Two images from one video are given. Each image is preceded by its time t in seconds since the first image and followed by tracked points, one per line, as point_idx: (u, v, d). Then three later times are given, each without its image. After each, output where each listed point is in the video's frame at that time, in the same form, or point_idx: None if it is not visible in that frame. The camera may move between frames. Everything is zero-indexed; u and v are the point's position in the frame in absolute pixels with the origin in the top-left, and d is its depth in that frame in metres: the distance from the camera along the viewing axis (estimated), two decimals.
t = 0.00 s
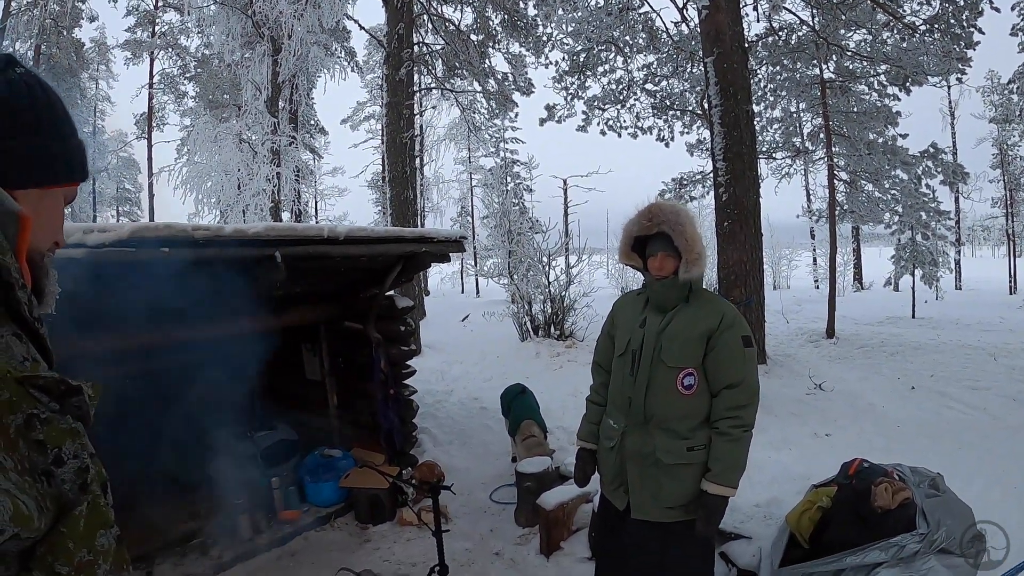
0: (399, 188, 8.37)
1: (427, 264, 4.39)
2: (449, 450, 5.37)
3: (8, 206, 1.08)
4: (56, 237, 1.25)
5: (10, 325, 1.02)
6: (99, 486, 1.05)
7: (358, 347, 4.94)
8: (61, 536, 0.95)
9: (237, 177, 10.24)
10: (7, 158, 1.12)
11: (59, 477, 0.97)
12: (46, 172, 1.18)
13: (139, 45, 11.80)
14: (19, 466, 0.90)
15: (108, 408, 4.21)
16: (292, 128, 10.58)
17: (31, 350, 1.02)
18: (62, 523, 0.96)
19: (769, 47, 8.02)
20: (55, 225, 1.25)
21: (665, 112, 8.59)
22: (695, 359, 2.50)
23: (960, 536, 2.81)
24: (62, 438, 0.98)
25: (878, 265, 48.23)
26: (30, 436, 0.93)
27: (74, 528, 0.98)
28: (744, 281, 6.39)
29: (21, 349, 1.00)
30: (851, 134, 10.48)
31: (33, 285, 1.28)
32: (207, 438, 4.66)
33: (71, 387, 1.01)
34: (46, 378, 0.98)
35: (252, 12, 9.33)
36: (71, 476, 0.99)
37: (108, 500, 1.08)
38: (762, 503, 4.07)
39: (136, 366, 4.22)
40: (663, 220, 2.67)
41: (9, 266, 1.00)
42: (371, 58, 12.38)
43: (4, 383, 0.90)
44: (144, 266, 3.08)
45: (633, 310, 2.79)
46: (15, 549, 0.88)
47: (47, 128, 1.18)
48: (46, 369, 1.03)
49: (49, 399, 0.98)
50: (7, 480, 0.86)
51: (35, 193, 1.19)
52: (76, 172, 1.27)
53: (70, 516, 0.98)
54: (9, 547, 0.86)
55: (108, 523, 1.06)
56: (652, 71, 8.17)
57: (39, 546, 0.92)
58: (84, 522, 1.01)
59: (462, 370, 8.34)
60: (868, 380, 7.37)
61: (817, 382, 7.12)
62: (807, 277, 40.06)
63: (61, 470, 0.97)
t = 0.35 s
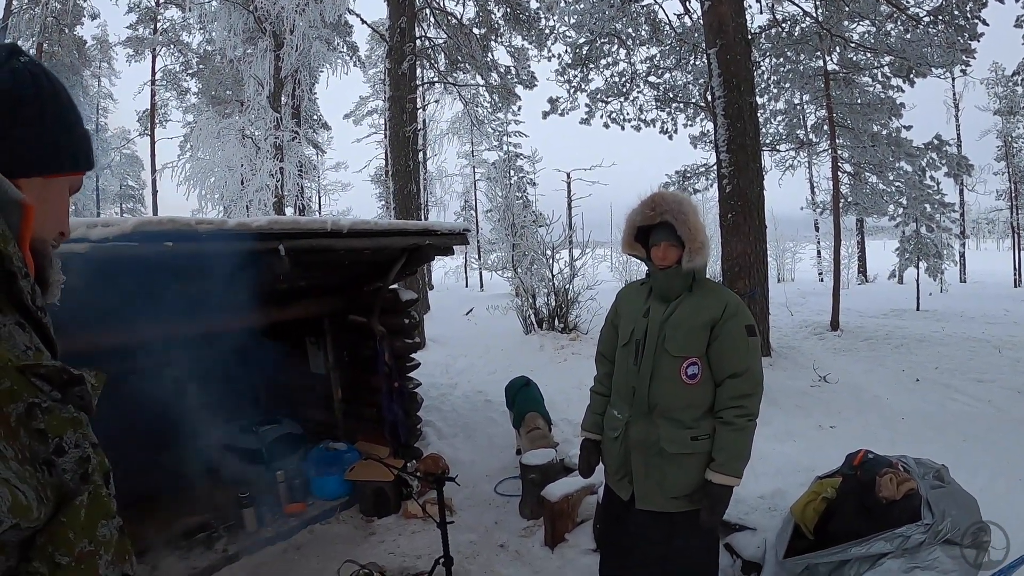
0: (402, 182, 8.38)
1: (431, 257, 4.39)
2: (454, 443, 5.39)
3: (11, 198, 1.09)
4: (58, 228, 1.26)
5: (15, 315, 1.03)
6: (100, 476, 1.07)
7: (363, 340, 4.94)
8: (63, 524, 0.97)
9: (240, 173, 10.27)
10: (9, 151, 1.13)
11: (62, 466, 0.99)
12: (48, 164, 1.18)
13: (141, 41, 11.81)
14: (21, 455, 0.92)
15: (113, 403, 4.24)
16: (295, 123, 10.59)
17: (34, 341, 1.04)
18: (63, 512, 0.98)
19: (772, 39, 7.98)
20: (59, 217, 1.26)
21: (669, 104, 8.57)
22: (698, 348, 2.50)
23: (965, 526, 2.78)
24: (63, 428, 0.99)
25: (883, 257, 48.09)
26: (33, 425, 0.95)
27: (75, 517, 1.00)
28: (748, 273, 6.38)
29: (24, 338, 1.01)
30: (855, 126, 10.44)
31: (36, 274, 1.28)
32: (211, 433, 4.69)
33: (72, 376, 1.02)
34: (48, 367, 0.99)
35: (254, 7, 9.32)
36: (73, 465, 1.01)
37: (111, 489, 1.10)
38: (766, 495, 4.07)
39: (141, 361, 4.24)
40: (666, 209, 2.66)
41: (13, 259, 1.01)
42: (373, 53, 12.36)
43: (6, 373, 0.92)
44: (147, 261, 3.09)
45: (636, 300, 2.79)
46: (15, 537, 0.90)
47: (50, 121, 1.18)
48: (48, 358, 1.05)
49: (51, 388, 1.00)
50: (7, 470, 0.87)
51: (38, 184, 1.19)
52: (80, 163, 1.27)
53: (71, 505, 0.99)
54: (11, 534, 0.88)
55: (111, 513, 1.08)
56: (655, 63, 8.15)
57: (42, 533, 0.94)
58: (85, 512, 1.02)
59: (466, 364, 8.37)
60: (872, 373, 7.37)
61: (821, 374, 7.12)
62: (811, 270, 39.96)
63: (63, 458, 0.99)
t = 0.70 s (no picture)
0: (407, 177, 8.39)
1: (435, 252, 4.38)
2: (457, 438, 5.40)
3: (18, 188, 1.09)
4: (69, 220, 1.26)
5: (21, 305, 1.03)
6: (106, 469, 1.08)
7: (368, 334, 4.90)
8: (70, 514, 0.98)
9: (246, 167, 10.28)
10: (15, 143, 1.14)
11: (68, 457, 0.99)
12: (55, 155, 1.18)
13: (146, 36, 11.81)
14: (26, 444, 0.92)
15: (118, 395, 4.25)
16: (300, 118, 10.60)
17: (40, 331, 1.04)
18: (67, 503, 0.98)
19: (779, 36, 7.96)
20: (69, 209, 1.26)
21: (674, 100, 8.55)
22: (703, 344, 2.50)
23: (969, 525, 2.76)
24: (69, 419, 1.00)
25: (888, 256, 47.94)
26: (41, 413, 0.95)
27: (80, 508, 1.00)
28: (753, 270, 6.37)
29: (29, 327, 1.01)
30: (861, 124, 10.40)
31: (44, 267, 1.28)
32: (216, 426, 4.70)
33: (77, 367, 1.03)
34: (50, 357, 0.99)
35: (260, 2, 9.32)
36: (78, 456, 1.01)
37: (116, 481, 1.10)
38: (770, 492, 4.07)
39: (146, 354, 4.25)
40: (672, 205, 2.66)
41: (19, 248, 1.01)
42: (378, 48, 12.36)
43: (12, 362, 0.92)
44: (153, 254, 3.09)
45: (642, 295, 2.79)
46: (19, 529, 0.90)
47: (57, 113, 1.18)
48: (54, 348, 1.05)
49: (56, 379, 1.00)
50: (13, 460, 0.88)
51: (45, 175, 1.20)
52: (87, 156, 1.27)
53: (77, 495, 1.00)
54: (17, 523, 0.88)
55: (116, 504, 1.08)
56: (661, 59, 8.13)
57: (56, 518, 0.96)
58: (90, 503, 1.03)
59: (471, 359, 8.38)
60: (877, 371, 7.35)
61: (825, 372, 7.11)
62: (816, 268, 39.86)
63: (71, 448, 1.00)
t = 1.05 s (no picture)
0: (409, 176, 8.39)
1: (437, 252, 4.39)
2: (459, 438, 5.41)
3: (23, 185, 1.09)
4: (77, 219, 1.26)
5: (29, 303, 1.04)
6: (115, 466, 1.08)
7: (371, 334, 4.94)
8: (77, 511, 0.98)
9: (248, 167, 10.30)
10: (20, 139, 1.14)
11: (76, 454, 1.00)
12: (61, 152, 1.19)
13: (148, 36, 11.82)
14: (34, 441, 0.93)
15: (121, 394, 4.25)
16: (302, 118, 10.62)
17: (49, 328, 1.05)
18: (74, 500, 0.99)
19: (780, 37, 7.96)
20: (76, 209, 1.26)
21: (676, 101, 8.55)
22: (706, 343, 2.50)
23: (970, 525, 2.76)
24: (76, 416, 1.00)
25: (889, 256, 47.88)
26: (50, 410, 0.96)
27: (87, 505, 1.00)
28: (754, 270, 6.37)
29: (36, 325, 1.02)
30: (863, 124, 10.40)
31: (50, 265, 1.28)
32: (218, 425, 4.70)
33: (86, 365, 1.03)
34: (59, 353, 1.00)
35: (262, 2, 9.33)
36: (85, 454, 1.01)
37: (124, 479, 1.11)
38: (771, 492, 4.07)
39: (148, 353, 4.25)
40: (675, 205, 2.66)
41: (25, 246, 1.02)
42: (380, 48, 12.37)
43: (20, 359, 0.93)
44: (157, 253, 3.09)
45: (645, 295, 2.79)
46: (25, 526, 0.90)
47: (65, 112, 1.19)
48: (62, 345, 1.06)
49: (64, 376, 1.00)
50: (19, 457, 0.88)
51: (51, 173, 1.20)
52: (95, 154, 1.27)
53: (84, 492, 1.00)
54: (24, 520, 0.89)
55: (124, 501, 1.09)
56: (663, 60, 8.13)
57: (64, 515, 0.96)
58: (96, 501, 1.03)
59: (472, 359, 8.39)
60: (878, 372, 7.35)
61: (826, 373, 7.11)
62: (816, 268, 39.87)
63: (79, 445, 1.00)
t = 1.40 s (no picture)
0: (414, 175, 8.42)
1: (443, 250, 4.39)
2: (467, 436, 5.42)
3: (23, 183, 1.10)
4: (79, 219, 1.26)
5: (32, 301, 1.05)
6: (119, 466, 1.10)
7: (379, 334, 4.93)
8: (81, 508, 1.00)
9: (253, 168, 10.34)
10: (20, 139, 1.15)
11: (80, 452, 1.01)
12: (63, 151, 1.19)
13: (153, 39, 11.86)
14: (38, 439, 0.94)
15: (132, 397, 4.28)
16: (307, 118, 10.66)
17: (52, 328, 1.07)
18: (76, 499, 1.00)
19: (785, 31, 7.93)
20: (78, 209, 1.26)
21: (681, 97, 8.53)
22: (714, 340, 2.49)
23: (981, 521, 2.75)
24: (79, 414, 1.02)
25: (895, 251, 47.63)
26: (55, 408, 0.98)
27: (91, 502, 1.02)
28: (761, 266, 6.36)
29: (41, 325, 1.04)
30: (869, 119, 10.35)
31: (55, 263, 1.28)
32: (225, 426, 4.71)
33: (90, 363, 1.05)
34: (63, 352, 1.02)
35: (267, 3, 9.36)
36: (88, 452, 1.02)
37: (128, 477, 1.12)
38: (780, 489, 4.07)
39: (156, 354, 4.26)
40: (681, 200, 2.65)
41: (27, 244, 1.03)
42: (384, 48, 12.38)
43: (25, 357, 0.95)
44: (163, 254, 3.09)
45: (652, 291, 2.78)
46: (30, 524, 0.91)
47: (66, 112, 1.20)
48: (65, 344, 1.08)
49: (67, 374, 1.01)
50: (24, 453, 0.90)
51: (53, 173, 1.20)
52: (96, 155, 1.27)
53: (88, 489, 1.02)
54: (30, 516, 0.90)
55: (127, 500, 1.10)
56: (667, 56, 8.11)
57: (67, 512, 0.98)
58: (100, 499, 1.04)
59: (479, 357, 8.40)
60: (887, 367, 7.32)
61: (835, 369, 7.09)
62: (822, 264, 39.74)
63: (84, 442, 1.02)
